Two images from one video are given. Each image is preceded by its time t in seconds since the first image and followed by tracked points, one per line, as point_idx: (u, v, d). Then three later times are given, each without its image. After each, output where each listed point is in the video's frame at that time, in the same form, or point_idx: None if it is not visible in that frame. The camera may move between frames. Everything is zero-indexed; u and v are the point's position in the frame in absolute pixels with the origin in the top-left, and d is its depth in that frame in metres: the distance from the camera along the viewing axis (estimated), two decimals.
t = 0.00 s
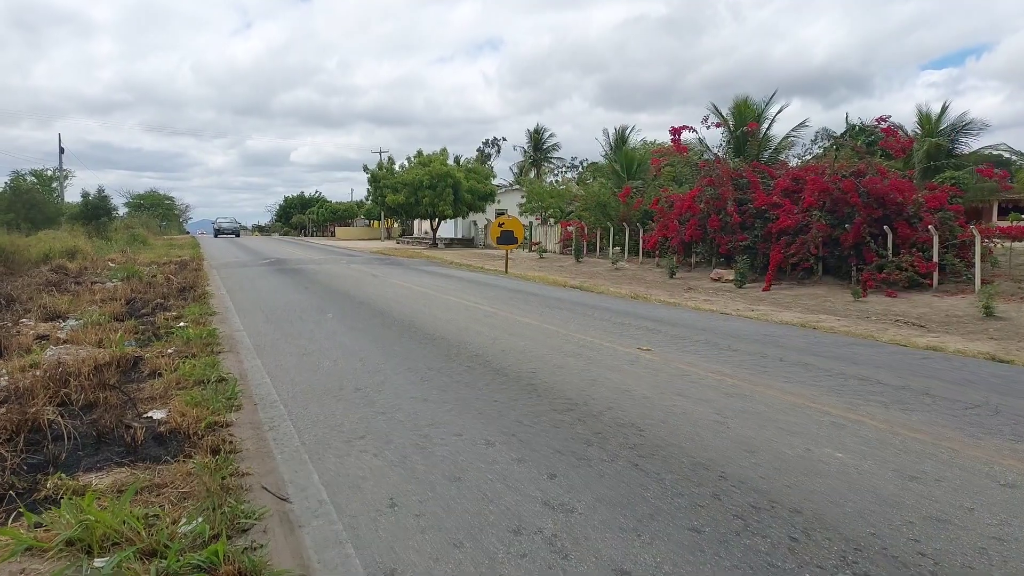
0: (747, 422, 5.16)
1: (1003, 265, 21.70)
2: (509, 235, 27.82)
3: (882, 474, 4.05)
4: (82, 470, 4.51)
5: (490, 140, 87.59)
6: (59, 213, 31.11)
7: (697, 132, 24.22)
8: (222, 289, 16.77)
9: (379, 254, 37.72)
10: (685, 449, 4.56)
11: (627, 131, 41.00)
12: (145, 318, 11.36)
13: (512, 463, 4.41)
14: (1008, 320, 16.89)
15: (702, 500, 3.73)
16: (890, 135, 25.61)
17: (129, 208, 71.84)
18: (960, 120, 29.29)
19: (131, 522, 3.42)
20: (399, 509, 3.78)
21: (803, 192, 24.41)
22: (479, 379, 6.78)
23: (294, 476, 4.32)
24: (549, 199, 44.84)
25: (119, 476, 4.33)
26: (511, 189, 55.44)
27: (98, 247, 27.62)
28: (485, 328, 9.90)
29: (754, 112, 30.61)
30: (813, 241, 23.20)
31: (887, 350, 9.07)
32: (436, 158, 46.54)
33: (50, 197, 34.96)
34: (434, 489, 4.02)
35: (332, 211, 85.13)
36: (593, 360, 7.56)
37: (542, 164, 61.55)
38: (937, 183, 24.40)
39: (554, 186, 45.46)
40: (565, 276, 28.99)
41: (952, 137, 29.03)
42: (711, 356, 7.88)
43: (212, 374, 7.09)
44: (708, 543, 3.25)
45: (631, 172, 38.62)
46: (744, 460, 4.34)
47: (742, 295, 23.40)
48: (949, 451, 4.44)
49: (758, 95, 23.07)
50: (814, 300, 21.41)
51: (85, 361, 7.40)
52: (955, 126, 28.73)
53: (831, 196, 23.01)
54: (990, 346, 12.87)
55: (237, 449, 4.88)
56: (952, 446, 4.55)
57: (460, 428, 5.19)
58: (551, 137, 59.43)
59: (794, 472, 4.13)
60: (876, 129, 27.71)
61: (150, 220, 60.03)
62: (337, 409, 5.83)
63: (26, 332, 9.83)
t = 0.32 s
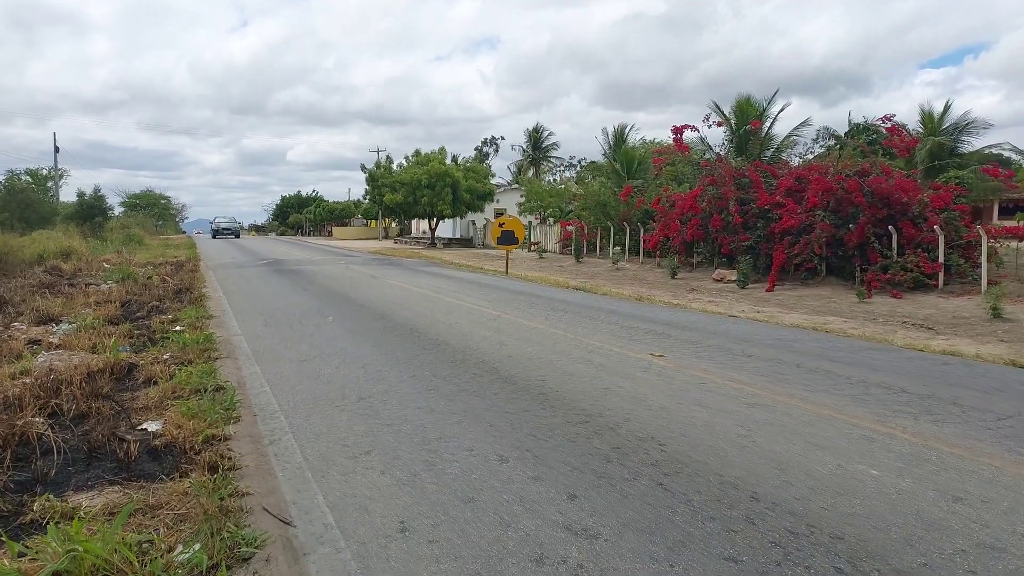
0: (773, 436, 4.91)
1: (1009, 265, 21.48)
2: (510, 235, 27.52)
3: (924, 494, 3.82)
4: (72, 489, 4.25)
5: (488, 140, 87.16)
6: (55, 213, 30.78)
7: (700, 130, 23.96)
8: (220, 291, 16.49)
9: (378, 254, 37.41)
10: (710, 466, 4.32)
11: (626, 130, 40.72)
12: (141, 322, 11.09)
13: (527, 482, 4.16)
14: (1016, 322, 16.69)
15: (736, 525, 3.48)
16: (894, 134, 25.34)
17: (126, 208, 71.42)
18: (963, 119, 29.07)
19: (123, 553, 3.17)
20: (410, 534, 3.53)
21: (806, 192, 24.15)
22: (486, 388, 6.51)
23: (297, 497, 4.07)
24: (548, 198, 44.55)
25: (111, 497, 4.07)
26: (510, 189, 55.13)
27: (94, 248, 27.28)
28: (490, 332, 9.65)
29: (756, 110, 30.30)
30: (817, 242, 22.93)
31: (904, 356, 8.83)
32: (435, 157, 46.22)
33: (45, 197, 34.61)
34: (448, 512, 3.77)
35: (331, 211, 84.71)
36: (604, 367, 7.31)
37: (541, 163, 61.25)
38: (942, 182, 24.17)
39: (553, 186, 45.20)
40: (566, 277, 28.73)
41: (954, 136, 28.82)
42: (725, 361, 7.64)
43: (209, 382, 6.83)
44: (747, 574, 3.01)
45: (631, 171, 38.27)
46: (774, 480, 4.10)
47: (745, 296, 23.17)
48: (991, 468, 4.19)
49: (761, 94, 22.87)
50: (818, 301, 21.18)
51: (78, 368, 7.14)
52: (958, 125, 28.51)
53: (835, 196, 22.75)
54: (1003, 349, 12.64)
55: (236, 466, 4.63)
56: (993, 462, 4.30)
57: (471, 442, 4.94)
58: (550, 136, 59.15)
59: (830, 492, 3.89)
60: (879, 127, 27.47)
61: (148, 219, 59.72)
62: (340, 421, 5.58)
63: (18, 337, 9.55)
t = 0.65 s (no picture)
0: (797, 445, 4.75)
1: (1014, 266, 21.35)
2: (511, 237, 27.33)
3: (963, 508, 3.65)
4: (68, 503, 4.07)
5: (486, 142, 87.14)
6: (54, 216, 30.61)
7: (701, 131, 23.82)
8: (219, 293, 16.32)
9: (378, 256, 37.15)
10: (735, 477, 4.15)
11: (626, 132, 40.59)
12: (139, 326, 10.90)
13: (544, 495, 3.98)
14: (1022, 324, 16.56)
15: (768, 542, 3.32)
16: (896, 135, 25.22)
17: (124, 210, 71.21)
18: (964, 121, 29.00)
19: None
20: (424, 553, 3.35)
21: (808, 193, 24.00)
22: (495, 394, 6.34)
23: (304, 512, 3.89)
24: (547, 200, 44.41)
25: (109, 511, 3.89)
26: (510, 190, 55.02)
27: (92, 250, 27.07)
28: (495, 336, 9.47)
29: (757, 112, 30.17)
30: (819, 243, 22.77)
31: (919, 359, 8.68)
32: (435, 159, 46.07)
33: (44, 199, 34.47)
34: (464, 528, 3.59)
35: (329, 213, 84.65)
36: (615, 372, 7.14)
37: (540, 165, 61.18)
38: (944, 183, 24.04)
39: (553, 187, 45.06)
40: (567, 279, 28.55)
41: (955, 137, 28.74)
42: (739, 366, 7.48)
43: (210, 388, 6.65)
44: None
45: (630, 173, 38.07)
46: (803, 493, 3.93)
47: (748, 297, 23.01)
48: None
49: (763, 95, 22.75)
50: (821, 303, 21.04)
51: (75, 373, 6.96)
52: (959, 126, 28.42)
53: (837, 197, 22.61)
54: (1012, 351, 12.51)
55: (239, 477, 4.45)
56: None
57: (483, 451, 4.76)
58: (549, 138, 59.09)
59: (862, 506, 3.72)
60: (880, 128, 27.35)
61: (147, 222, 59.54)
62: (346, 429, 5.40)
63: (14, 341, 9.36)
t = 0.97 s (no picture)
0: (824, 452, 4.52)
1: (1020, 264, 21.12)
2: (512, 235, 27.02)
3: (1009, 523, 3.43)
4: (54, 517, 3.82)
5: (485, 139, 86.81)
6: (50, 214, 30.28)
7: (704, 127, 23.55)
8: (217, 292, 16.05)
9: (377, 254, 36.88)
10: (762, 488, 3.92)
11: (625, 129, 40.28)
12: (135, 325, 10.65)
13: (560, 507, 3.74)
14: None
15: (805, 561, 3.10)
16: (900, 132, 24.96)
17: (121, 208, 70.80)
18: (967, 118, 28.79)
19: None
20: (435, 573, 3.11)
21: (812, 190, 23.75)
22: (502, 397, 6.09)
23: (305, 526, 3.65)
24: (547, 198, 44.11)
25: (98, 526, 3.65)
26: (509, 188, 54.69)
27: (88, 248, 26.74)
28: (500, 336, 9.22)
29: (759, 108, 29.89)
30: (823, 240, 22.51)
31: (935, 360, 8.45)
32: (434, 156, 45.71)
33: (40, 196, 34.11)
34: (477, 544, 3.35)
35: (328, 211, 84.34)
36: (626, 374, 6.90)
37: (539, 163, 60.85)
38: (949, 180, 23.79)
39: (552, 185, 44.74)
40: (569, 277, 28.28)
41: (959, 134, 28.53)
42: (753, 367, 7.24)
43: (206, 391, 6.40)
44: None
45: (631, 170, 37.73)
46: (836, 504, 3.70)
47: (751, 296, 22.76)
48: None
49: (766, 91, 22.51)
50: (826, 301, 20.80)
51: (67, 376, 6.71)
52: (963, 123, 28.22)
53: (841, 195, 22.36)
54: None
55: (237, 488, 4.20)
56: None
57: (493, 459, 4.52)
58: (548, 135, 58.76)
59: (901, 520, 3.50)
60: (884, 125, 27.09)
61: (144, 220, 59.13)
62: (348, 435, 5.16)
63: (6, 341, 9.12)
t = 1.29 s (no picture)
0: (857, 471, 4.23)
1: None
2: (513, 236, 26.68)
3: None
4: (29, 547, 3.52)
5: (484, 140, 86.75)
6: (46, 216, 29.91)
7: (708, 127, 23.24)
8: (213, 296, 15.74)
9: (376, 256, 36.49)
10: (797, 514, 3.63)
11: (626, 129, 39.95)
12: (128, 331, 10.33)
13: (579, 537, 3.45)
14: None
15: None
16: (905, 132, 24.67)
17: (119, 209, 70.39)
18: (972, 118, 28.53)
19: None
20: None
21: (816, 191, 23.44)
22: (509, 409, 5.81)
23: (302, 558, 3.36)
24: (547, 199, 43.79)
25: (77, 558, 3.34)
26: (509, 188, 54.38)
27: (84, 250, 26.37)
28: (505, 342, 8.92)
29: (762, 108, 29.60)
30: (828, 242, 22.21)
31: (954, 366, 8.17)
32: (433, 157, 45.37)
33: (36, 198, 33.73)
34: None
35: (327, 211, 84.01)
36: (638, 383, 6.61)
37: (539, 163, 60.56)
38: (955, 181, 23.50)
39: (553, 185, 44.41)
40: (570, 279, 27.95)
41: (963, 134, 28.28)
42: (770, 376, 6.95)
43: (199, 402, 6.10)
44: None
45: (632, 171, 37.36)
46: (879, 532, 3.42)
47: (755, 298, 22.45)
48: None
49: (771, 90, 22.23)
50: (832, 303, 20.50)
51: (54, 386, 6.41)
52: (967, 123, 27.96)
53: (846, 195, 22.06)
54: None
55: (229, 513, 3.90)
56: None
57: (504, 479, 4.23)
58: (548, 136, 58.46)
59: (952, 551, 3.21)
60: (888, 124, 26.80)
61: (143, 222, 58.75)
62: (348, 452, 4.86)
63: None
